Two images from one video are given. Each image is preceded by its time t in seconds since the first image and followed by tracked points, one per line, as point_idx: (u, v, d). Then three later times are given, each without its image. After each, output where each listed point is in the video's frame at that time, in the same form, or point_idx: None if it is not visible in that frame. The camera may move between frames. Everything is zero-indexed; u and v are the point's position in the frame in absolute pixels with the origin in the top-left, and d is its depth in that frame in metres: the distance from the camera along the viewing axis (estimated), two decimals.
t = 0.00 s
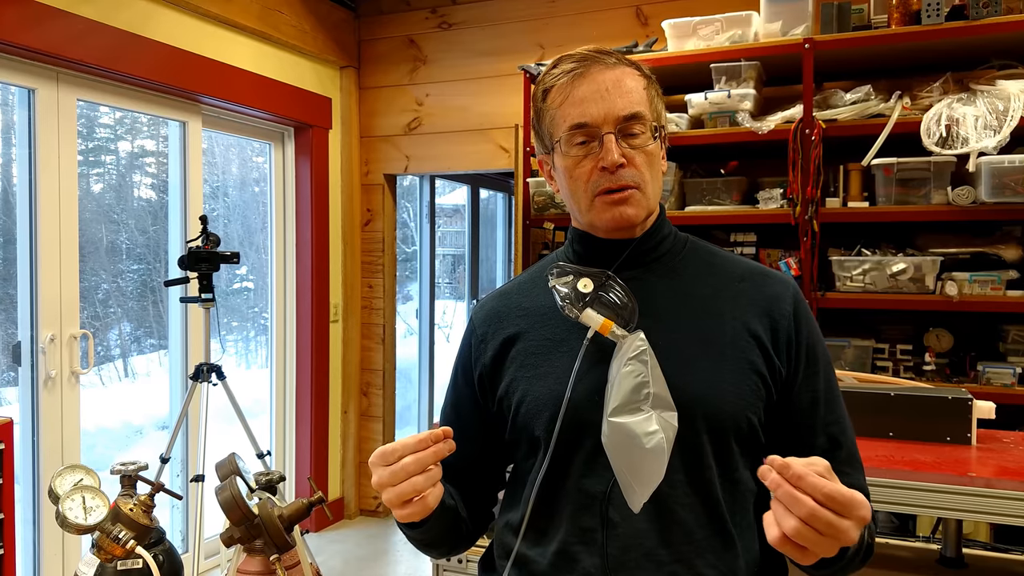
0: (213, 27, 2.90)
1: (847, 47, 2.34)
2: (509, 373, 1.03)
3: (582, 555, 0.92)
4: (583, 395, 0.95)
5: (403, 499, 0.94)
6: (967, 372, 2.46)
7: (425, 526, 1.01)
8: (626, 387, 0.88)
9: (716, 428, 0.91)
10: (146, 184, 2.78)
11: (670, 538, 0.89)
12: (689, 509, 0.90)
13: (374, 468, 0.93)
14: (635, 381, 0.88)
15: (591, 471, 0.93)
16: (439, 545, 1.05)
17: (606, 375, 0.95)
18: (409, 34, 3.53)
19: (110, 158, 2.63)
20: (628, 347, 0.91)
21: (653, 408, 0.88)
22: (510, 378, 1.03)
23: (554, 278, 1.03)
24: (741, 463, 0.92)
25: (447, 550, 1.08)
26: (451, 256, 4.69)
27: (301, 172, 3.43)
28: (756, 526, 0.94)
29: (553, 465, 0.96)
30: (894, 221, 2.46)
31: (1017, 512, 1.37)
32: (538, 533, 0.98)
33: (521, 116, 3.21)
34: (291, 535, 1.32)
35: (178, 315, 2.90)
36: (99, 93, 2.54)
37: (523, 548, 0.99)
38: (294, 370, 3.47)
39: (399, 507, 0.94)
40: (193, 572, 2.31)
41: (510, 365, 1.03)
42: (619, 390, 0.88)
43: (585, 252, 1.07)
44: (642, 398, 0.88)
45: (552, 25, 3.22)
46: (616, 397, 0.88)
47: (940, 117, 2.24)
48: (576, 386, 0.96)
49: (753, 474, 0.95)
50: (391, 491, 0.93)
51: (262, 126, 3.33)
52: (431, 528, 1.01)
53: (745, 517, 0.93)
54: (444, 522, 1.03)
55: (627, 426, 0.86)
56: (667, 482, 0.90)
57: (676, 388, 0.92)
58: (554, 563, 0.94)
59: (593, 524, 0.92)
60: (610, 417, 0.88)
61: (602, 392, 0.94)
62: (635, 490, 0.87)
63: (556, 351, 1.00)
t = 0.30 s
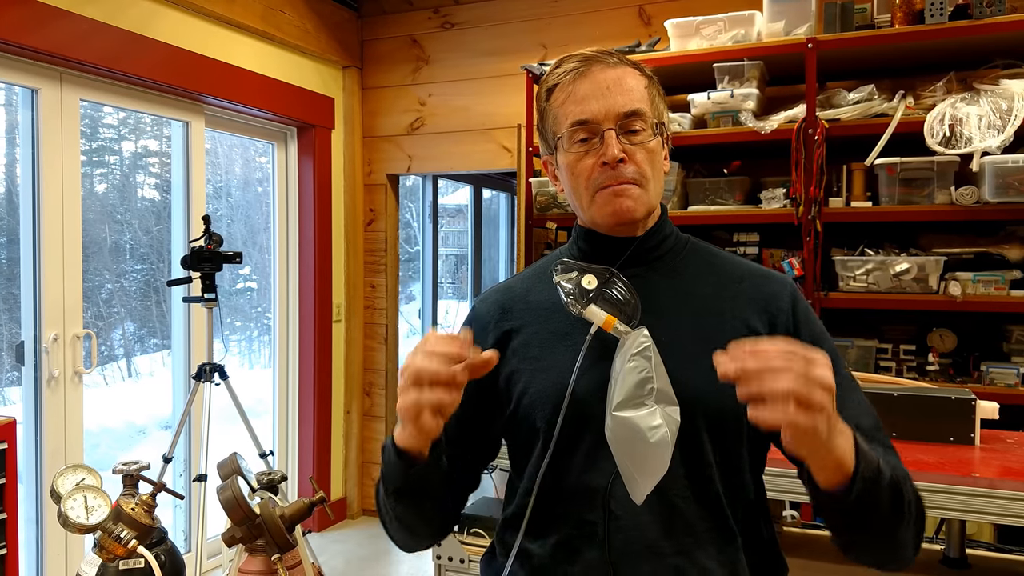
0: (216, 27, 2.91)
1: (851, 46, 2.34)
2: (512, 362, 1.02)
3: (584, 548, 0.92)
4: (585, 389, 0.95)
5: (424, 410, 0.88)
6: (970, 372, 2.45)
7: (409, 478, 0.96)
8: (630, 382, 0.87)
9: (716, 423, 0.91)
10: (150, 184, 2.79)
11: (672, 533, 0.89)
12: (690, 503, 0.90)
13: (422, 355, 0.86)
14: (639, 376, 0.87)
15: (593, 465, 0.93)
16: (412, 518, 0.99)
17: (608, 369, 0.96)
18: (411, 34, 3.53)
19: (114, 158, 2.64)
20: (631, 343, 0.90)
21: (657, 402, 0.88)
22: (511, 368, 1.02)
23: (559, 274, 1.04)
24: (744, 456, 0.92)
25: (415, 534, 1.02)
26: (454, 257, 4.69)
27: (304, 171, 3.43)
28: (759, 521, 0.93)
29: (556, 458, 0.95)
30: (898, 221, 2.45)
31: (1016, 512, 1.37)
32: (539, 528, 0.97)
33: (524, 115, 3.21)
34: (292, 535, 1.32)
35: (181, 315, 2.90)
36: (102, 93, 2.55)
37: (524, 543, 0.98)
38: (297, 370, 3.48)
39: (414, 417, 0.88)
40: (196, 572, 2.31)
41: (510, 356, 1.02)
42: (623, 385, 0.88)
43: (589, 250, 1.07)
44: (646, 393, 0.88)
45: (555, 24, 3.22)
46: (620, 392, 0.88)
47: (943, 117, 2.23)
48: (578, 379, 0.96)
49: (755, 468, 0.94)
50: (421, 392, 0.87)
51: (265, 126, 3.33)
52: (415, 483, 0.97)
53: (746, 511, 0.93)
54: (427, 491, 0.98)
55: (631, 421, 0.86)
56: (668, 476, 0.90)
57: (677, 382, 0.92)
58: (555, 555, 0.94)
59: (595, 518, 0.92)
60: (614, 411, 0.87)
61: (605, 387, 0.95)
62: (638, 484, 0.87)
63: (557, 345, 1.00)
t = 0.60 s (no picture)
0: (219, 27, 2.91)
1: (854, 46, 2.33)
2: (512, 349, 1.01)
3: (584, 539, 0.91)
4: (588, 377, 0.95)
5: (454, 270, 0.84)
6: (974, 372, 2.44)
7: (399, 424, 0.89)
8: (631, 369, 0.87)
9: (716, 414, 0.91)
10: (153, 184, 2.79)
11: (673, 527, 0.89)
12: (692, 498, 0.89)
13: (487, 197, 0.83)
14: (641, 362, 0.87)
15: (594, 457, 0.93)
16: (386, 476, 0.91)
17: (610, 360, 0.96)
18: (414, 34, 3.53)
19: (117, 159, 2.64)
20: (633, 331, 0.90)
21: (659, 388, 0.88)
22: (510, 351, 1.01)
23: (561, 267, 1.03)
24: (744, 448, 0.92)
25: (379, 500, 0.93)
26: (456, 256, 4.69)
27: (306, 171, 3.43)
28: (759, 514, 0.93)
29: (557, 447, 0.95)
30: (901, 221, 2.45)
31: (1016, 512, 1.42)
32: (537, 518, 0.96)
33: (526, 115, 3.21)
34: (294, 534, 1.32)
35: (184, 315, 2.90)
36: (105, 93, 2.55)
37: (523, 534, 0.96)
38: (300, 370, 3.48)
39: (443, 277, 0.83)
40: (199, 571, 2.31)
41: (508, 345, 1.01)
42: (625, 371, 0.87)
43: (590, 249, 1.07)
44: (648, 379, 0.87)
45: (557, 24, 3.22)
46: (622, 377, 0.87)
47: (947, 116, 2.22)
48: (581, 368, 0.96)
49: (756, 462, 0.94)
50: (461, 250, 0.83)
51: (267, 126, 3.34)
52: (404, 432, 0.90)
53: (745, 503, 0.92)
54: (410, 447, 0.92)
55: (633, 407, 0.85)
56: (669, 469, 0.90)
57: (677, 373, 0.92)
58: (555, 545, 0.93)
59: (595, 509, 0.91)
60: (617, 397, 0.87)
61: (607, 376, 0.95)
62: (639, 471, 0.86)
63: (559, 336, 0.99)
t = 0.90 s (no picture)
0: (221, 27, 2.91)
1: (856, 45, 2.33)
2: (512, 345, 1.00)
3: (586, 539, 0.91)
4: (588, 377, 0.95)
5: (466, 250, 0.87)
6: (977, 372, 2.43)
7: (394, 405, 0.89)
8: (633, 368, 0.87)
9: (717, 413, 0.91)
10: (156, 184, 2.80)
11: (674, 523, 0.89)
12: (693, 497, 0.89)
13: (504, 180, 0.89)
14: (642, 362, 0.87)
15: (595, 456, 0.93)
16: (374, 457, 0.91)
17: (610, 360, 0.96)
18: (416, 33, 3.53)
19: (120, 159, 2.65)
20: (635, 331, 0.90)
21: (661, 387, 0.87)
22: (512, 346, 1.00)
23: (562, 267, 1.04)
24: (746, 447, 0.91)
25: (363, 482, 0.93)
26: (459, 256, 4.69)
27: (309, 171, 3.44)
28: (761, 513, 0.92)
29: (558, 446, 0.95)
30: (904, 221, 2.44)
31: (1015, 512, 1.42)
32: (538, 517, 0.96)
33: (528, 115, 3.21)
34: (295, 534, 1.32)
35: (186, 315, 2.90)
36: (108, 93, 2.56)
37: (525, 534, 0.96)
38: (302, 369, 3.48)
39: (455, 253, 0.86)
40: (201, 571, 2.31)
41: (507, 342, 1.01)
42: (627, 370, 0.87)
43: (590, 248, 1.07)
44: (650, 378, 0.87)
45: (559, 24, 3.21)
46: (625, 376, 0.87)
47: (950, 115, 2.22)
48: (581, 367, 0.96)
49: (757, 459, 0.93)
50: (474, 230, 0.88)
51: (270, 126, 3.34)
52: (397, 413, 0.90)
53: (749, 502, 0.92)
54: (401, 429, 0.92)
55: (636, 405, 0.85)
56: (670, 467, 0.90)
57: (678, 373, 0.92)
58: (557, 546, 0.92)
59: (597, 508, 0.91)
60: (619, 396, 0.87)
61: (608, 375, 0.95)
62: (641, 470, 0.86)
63: (559, 335, 0.99)
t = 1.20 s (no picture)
0: (223, 28, 2.92)
1: (859, 45, 2.32)
2: (516, 344, 1.00)
3: (595, 540, 0.91)
4: (591, 379, 0.96)
5: (469, 232, 0.89)
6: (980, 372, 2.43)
7: (391, 388, 0.89)
8: (632, 369, 0.87)
9: (723, 413, 0.90)
10: (160, 184, 2.80)
11: (680, 522, 0.89)
12: (698, 496, 0.89)
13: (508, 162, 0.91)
14: (641, 363, 0.87)
15: (600, 458, 0.93)
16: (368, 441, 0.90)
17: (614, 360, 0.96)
18: (418, 33, 3.53)
19: (124, 159, 2.65)
20: (633, 331, 0.90)
21: (660, 387, 0.88)
22: (515, 346, 1.00)
23: (563, 269, 1.05)
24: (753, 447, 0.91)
25: (356, 465, 0.92)
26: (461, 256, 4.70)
27: (311, 171, 3.44)
28: (775, 513, 0.92)
29: (563, 448, 0.95)
30: (906, 221, 2.44)
31: (1013, 512, 1.47)
32: (546, 519, 0.96)
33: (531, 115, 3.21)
34: (297, 534, 1.32)
35: (189, 315, 2.91)
36: (111, 94, 2.56)
37: (534, 536, 0.96)
38: (305, 370, 3.49)
39: (459, 233, 0.88)
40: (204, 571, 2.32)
41: (511, 343, 1.01)
42: (625, 371, 0.87)
43: (593, 250, 1.07)
44: (649, 379, 0.87)
45: (561, 24, 3.21)
46: (623, 377, 0.88)
47: (953, 115, 2.21)
48: (583, 369, 0.96)
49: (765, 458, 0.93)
50: (478, 212, 0.90)
51: (272, 126, 3.34)
52: (393, 397, 0.89)
53: (760, 502, 0.91)
54: (396, 415, 0.91)
55: (634, 406, 0.86)
56: (675, 466, 0.90)
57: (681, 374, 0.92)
58: (567, 547, 0.92)
59: (604, 509, 0.91)
60: (617, 398, 0.87)
61: (610, 376, 0.95)
62: (643, 471, 0.86)
63: (562, 337, 0.99)
